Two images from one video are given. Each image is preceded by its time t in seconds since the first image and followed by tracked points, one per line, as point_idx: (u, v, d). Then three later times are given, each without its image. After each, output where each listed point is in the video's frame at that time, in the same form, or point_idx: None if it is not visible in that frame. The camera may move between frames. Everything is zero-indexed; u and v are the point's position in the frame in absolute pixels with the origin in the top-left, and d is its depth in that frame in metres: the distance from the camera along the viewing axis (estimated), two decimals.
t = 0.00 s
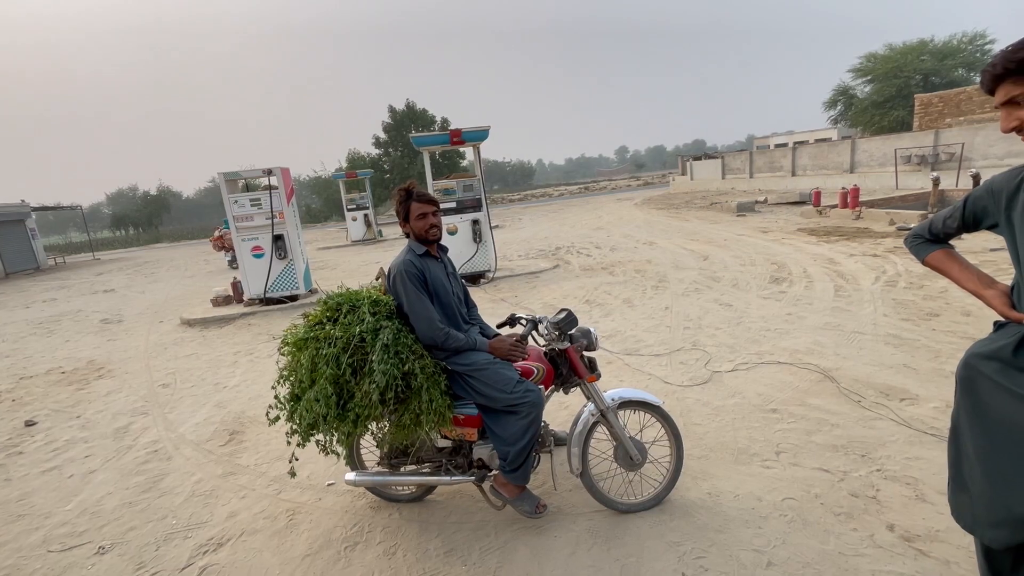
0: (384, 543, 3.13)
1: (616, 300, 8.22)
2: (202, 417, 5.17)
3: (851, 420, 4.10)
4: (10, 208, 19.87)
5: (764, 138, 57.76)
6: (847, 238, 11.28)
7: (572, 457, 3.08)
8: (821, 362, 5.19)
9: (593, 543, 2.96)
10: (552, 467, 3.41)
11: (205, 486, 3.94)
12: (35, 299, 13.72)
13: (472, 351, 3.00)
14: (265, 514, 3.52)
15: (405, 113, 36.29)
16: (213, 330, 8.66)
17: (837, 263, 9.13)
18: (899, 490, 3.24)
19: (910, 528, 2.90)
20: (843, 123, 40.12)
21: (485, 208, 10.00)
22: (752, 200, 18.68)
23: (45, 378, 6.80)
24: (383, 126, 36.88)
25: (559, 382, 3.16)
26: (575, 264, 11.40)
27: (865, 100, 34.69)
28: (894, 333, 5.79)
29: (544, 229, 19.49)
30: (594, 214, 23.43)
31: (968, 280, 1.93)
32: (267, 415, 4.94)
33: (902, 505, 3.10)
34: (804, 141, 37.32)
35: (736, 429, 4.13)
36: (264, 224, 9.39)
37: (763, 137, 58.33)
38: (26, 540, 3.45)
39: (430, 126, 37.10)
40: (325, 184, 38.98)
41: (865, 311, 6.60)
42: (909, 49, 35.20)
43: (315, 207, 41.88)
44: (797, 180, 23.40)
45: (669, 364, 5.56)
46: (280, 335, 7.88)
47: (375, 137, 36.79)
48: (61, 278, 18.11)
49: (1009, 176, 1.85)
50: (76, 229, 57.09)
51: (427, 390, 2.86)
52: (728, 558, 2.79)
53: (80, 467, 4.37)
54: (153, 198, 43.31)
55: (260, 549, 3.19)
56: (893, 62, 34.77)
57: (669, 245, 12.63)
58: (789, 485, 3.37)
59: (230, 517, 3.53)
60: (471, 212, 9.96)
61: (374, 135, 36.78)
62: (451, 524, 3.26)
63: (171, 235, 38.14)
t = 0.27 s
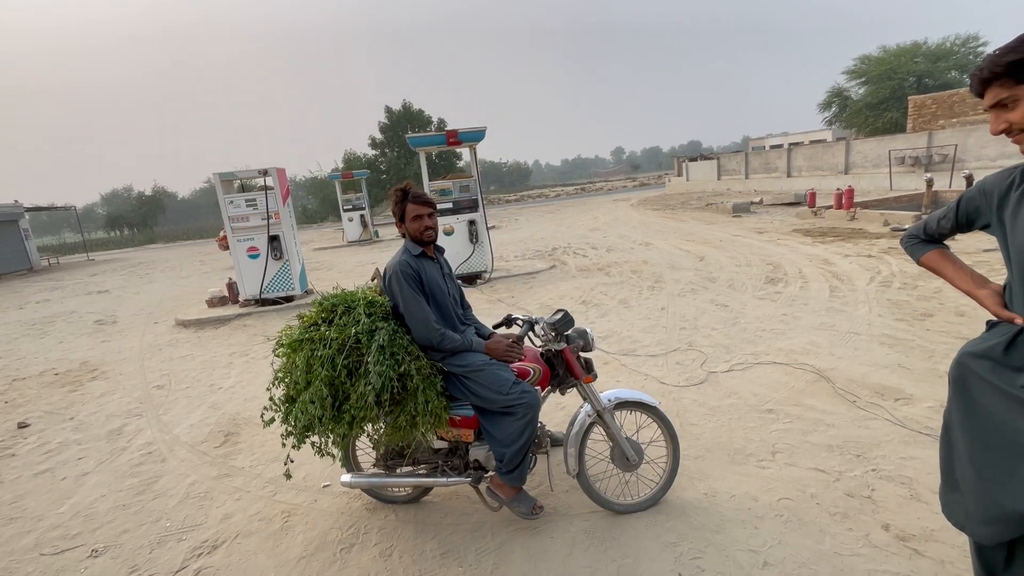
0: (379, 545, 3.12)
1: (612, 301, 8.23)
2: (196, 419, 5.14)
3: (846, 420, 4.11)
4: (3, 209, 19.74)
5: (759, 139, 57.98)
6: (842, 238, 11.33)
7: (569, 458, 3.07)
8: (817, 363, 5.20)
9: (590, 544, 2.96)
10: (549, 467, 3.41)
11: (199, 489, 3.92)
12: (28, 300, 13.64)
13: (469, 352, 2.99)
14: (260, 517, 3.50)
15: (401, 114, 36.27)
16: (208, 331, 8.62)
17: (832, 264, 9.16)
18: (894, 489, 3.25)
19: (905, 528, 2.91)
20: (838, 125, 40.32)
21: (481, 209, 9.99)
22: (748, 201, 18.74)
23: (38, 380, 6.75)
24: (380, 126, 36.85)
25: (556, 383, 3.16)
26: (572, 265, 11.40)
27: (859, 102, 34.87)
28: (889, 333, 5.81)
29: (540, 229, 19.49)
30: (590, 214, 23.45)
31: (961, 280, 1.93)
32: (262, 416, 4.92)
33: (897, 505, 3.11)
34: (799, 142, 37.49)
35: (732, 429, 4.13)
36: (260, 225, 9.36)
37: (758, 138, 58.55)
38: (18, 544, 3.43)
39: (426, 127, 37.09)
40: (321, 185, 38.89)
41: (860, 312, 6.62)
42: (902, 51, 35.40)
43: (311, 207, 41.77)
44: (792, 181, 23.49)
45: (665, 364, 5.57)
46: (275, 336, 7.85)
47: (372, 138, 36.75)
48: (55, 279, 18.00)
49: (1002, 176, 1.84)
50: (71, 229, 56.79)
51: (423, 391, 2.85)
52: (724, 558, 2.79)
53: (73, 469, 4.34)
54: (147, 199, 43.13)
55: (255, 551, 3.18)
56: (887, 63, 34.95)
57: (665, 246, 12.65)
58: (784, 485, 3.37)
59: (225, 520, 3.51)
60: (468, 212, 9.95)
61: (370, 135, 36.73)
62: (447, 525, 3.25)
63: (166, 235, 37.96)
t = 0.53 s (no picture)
0: (376, 547, 3.10)
1: (609, 302, 8.23)
2: (191, 421, 5.11)
3: (842, 421, 4.12)
4: None
5: (753, 141, 58.25)
6: (836, 240, 11.39)
7: (566, 460, 3.07)
8: (812, 363, 5.22)
9: (587, 546, 2.95)
10: (547, 469, 3.40)
11: (194, 492, 3.89)
12: (21, 301, 13.53)
13: (466, 354, 2.98)
14: (256, 520, 3.48)
15: (397, 115, 36.26)
16: (203, 333, 8.57)
17: (827, 265, 9.20)
18: (890, 490, 3.25)
19: (901, 528, 2.92)
20: (832, 127, 40.54)
21: (477, 210, 9.99)
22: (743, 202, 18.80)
23: (30, 382, 6.69)
24: (375, 127, 36.80)
25: (553, 385, 3.16)
26: (568, 267, 11.41)
27: (852, 104, 35.09)
28: (884, 334, 5.84)
29: (537, 231, 19.50)
30: (586, 216, 23.49)
31: (956, 281, 1.93)
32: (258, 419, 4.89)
33: (893, 505, 3.12)
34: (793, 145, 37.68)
35: (729, 430, 4.14)
36: (255, 226, 9.32)
37: (752, 140, 58.81)
38: (10, 548, 3.39)
39: (422, 128, 37.08)
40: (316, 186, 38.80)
41: (855, 313, 6.65)
42: (895, 54, 35.64)
43: (306, 209, 41.65)
44: (786, 182, 23.60)
45: (662, 365, 5.57)
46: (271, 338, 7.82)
47: (367, 139, 36.70)
48: (47, 280, 17.87)
49: (996, 178, 1.83)
50: (63, 230, 56.43)
51: (421, 393, 2.84)
52: (721, 559, 2.79)
53: (66, 472, 4.30)
54: (141, 199, 42.92)
55: (251, 554, 3.15)
56: (880, 66, 35.19)
57: (660, 247, 12.67)
58: (781, 486, 3.38)
59: (220, 523, 3.48)
60: (464, 214, 9.94)
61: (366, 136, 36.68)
62: (445, 527, 3.23)
63: (160, 236, 37.74)
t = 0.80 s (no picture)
0: (372, 550, 3.09)
1: (605, 304, 8.25)
2: (187, 424, 5.09)
3: (837, 422, 4.14)
4: None
5: (749, 143, 58.50)
6: (831, 242, 11.44)
7: (563, 462, 3.07)
8: (808, 365, 5.24)
9: (585, 548, 2.95)
10: (544, 471, 3.40)
11: (189, 494, 3.87)
12: (15, 303, 13.45)
13: (462, 356, 2.98)
14: (252, 522, 3.46)
15: (394, 117, 36.28)
16: (198, 335, 8.54)
17: (822, 267, 9.24)
18: (885, 490, 3.27)
19: (896, 529, 2.93)
20: (826, 130, 40.76)
21: (474, 212, 9.99)
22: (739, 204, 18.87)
23: (24, 385, 6.64)
24: (372, 129, 36.79)
25: (550, 386, 3.16)
26: (564, 268, 11.42)
27: (847, 107, 35.30)
28: (878, 336, 5.87)
29: (533, 233, 19.53)
30: (582, 218, 23.52)
31: (951, 283, 1.94)
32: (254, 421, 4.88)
33: (889, 506, 3.13)
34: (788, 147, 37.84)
35: (725, 431, 4.14)
36: (251, 228, 9.30)
37: (747, 143, 59.03)
38: (3, 552, 3.37)
39: (419, 130, 37.10)
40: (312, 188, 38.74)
41: (850, 314, 6.68)
42: (888, 58, 35.90)
43: (302, 210, 41.56)
44: (781, 185, 23.71)
45: (658, 367, 5.58)
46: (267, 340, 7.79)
47: (364, 141, 36.69)
48: (42, 282, 17.78)
49: (989, 181, 1.84)
50: (58, 232, 56.19)
51: (418, 395, 2.84)
52: (718, 560, 2.79)
53: (60, 476, 4.27)
54: (137, 201, 42.78)
55: (246, 557, 3.14)
56: (874, 70, 35.42)
57: (657, 249, 12.71)
58: (777, 487, 3.38)
59: (216, 526, 3.46)
60: (461, 216, 9.95)
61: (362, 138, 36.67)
62: (441, 529, 3.23)
63: (155, 238, 37.60)
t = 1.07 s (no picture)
0: (370, 553, 3.08)
1: (603, 305, 8.25)
2: (183, 427, 5.07)
3: (835, 424, 4.15)
4: None
5: (745, 146, 58.71)
6: (828, 244, 11.47)
7: (562, 463, 3.07)
8: (805, 366, 5.25)
9: (583, 550, 2.95)
10: (542, 473, 3.39)
11: (186, 497, 3.86)
12: (11, 305, 13.39)
13: (460, 358, 2.98)
14: (249, 525, 3.45)
15: (392, 119, 36.31)
16: (195, 337, 8.51)
17: (819, 269, 9.27)
18: (882, 492, 3.27)
19: (893, 530, 2.93)
20: (823, 132, 40.91)
21: (472, 214, 9.99)
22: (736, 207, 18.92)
23: (19, 388, 6.61)
24: (369, 131, 36.81)
25: (549, 388, 3.16)
26: (562, 270, 11.43)
27: (843, 110, 35.46)
28: (875, 337, 5.89)
29: (531, 235, 19.53)
30: (580, 219, 23.56)
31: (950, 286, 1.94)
32: (251, 423, 4.86)
33: (886, 507, 3.13)
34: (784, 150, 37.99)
35: (723, 433, 4.15)
36: (249, 230, 9.30)
37: (744, 145, 59.21)
38: None
39: (416, 132, 37.12)
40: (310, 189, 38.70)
41: (847, 316, 6.70)
42: (884, 61, 36.07)
43: (300, 212, 41.52)
44: (778, 187, 23.78)
45: (656, 368, 5.59)
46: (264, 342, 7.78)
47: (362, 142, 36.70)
48: (38, 284, 17.70)
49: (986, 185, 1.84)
50: (54, 233, 56.00)
51: (416, 397, 2.84)
52: (716, 562, 2.79)
53: (56, 479, 4.25)
54: (134, 203, 42.68)
55: (244, 560, 3.13)
56: (870, 73, 35.59)
57: (654, 251, 12.73)
58: (775, 489, 3.39)
59: (213, 529, 3.45)
60: (458, 217, 9.94)
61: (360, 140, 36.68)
62: (439, 532, 3.22)
63: (152, 240, 37.49)
